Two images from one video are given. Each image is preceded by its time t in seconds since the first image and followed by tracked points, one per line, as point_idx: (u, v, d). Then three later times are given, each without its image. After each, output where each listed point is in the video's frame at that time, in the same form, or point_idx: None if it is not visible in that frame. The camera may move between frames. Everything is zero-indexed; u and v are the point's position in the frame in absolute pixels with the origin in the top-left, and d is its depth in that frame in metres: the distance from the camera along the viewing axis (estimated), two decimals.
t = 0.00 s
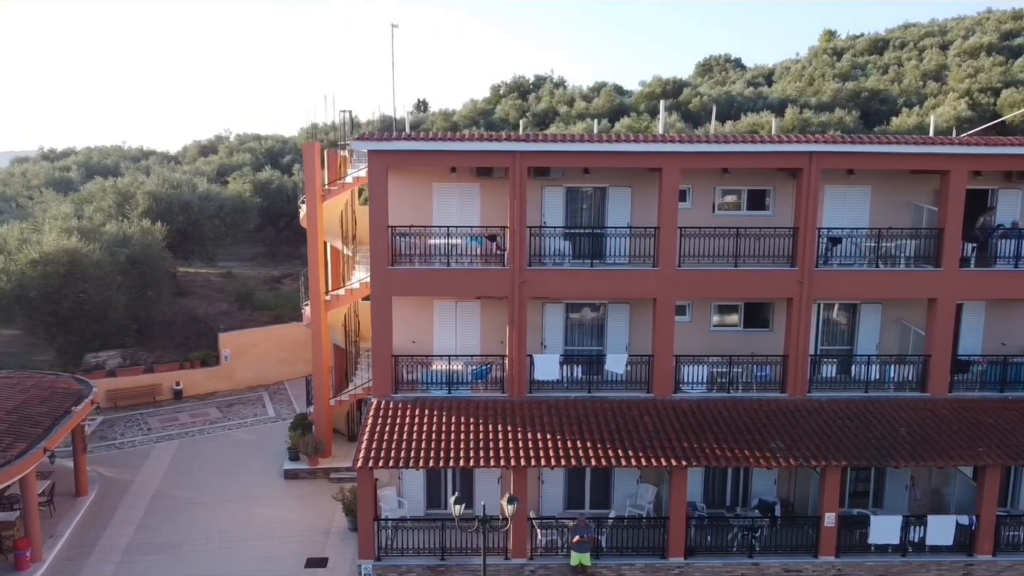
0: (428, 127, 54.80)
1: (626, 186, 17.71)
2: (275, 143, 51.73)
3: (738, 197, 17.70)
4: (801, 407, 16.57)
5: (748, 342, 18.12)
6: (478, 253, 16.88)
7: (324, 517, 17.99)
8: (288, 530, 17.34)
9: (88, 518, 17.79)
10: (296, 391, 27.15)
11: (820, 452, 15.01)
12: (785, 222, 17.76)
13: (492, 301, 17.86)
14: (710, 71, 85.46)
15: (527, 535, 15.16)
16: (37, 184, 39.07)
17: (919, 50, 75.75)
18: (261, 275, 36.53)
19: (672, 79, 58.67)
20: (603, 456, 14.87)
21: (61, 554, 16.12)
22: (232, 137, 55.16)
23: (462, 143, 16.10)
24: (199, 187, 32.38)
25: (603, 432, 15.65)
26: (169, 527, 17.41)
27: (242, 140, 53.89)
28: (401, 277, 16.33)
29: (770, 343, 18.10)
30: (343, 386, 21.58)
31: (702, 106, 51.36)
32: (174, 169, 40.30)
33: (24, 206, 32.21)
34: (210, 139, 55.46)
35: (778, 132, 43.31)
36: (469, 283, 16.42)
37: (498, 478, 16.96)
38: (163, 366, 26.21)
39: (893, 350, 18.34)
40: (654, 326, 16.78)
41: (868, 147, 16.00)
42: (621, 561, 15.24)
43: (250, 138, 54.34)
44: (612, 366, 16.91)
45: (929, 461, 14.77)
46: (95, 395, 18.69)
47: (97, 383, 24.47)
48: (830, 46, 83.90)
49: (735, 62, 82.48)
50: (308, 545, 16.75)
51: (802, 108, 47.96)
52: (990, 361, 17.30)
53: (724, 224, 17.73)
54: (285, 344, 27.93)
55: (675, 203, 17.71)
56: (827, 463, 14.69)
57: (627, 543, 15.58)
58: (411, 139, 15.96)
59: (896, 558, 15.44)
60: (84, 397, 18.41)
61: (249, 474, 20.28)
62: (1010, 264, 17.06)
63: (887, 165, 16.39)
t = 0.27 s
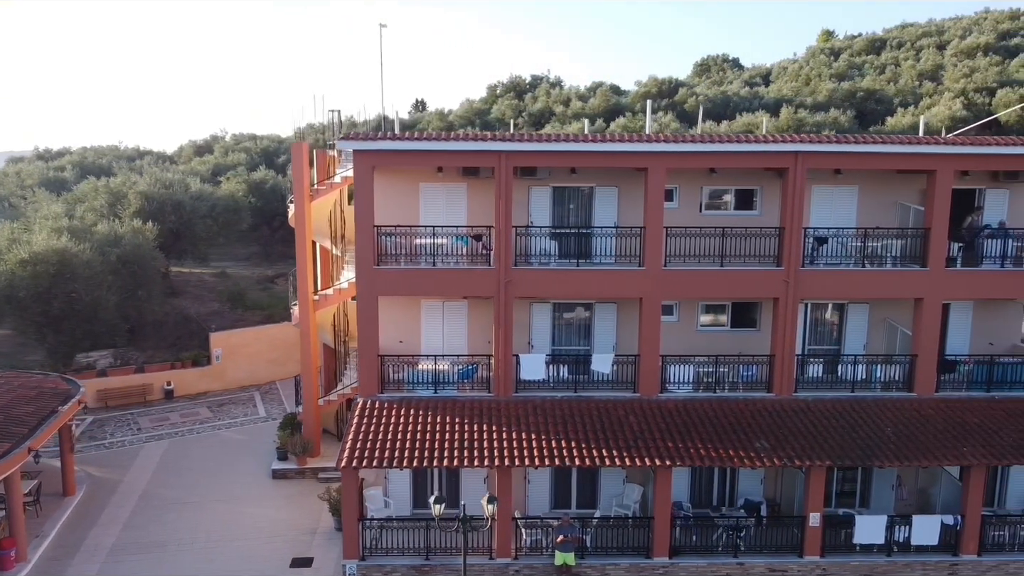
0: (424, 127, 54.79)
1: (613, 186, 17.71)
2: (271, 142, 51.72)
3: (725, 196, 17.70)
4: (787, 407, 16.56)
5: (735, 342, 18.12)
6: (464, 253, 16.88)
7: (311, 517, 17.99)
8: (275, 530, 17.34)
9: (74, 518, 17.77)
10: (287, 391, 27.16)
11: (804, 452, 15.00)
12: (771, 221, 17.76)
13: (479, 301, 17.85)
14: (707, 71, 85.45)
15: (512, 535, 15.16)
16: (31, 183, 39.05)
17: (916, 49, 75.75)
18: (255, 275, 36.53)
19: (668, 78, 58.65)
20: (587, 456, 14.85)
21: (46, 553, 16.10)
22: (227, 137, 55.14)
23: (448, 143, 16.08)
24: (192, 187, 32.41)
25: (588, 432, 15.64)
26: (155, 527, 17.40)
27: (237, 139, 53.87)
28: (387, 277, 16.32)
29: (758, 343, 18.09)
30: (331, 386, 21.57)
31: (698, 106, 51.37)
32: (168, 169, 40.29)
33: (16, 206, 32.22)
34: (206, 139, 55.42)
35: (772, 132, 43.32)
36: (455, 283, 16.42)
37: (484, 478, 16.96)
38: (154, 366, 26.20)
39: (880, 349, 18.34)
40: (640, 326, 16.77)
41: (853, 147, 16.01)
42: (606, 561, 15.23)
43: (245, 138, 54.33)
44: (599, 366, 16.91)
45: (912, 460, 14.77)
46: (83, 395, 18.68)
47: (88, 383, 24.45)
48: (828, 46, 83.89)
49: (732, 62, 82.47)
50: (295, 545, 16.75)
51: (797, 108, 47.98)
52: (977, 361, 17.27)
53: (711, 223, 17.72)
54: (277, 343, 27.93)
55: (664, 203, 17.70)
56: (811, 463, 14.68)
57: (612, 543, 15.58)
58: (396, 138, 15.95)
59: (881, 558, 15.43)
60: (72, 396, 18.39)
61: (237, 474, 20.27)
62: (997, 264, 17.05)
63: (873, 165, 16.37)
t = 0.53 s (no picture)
0: (419, 127, 54.77)
1: (599, 186, 17.71)
2: (266, 142, 51.69)
3: (712, 196, 17.70)
4: (773, 407, 16.55)
5: (722, 341, 18.12)
6: (451, 253, 16.90)
7: (298, 517, 17.98)
8: (261, 530, 17.33)
9: (61, 518, 17.74)
10: (278, 391, 27.15)
11: (789, 452, 14.98)
12: (758, 221, 17.76)
13: (465, 301, 17.85)
14: (705, 71, 85.42)
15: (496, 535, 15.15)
16: (24, 183, 39.03)
17: (912, 49, 75.74)
18: (248, 275, 36.53)
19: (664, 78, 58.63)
20: (571, 456, 14.83)
21: (31, 554, 16.07)
22: (223, 137, 55.12)
23: (433, 143, 16.07)
24: (184, 187, 32.43)
25: (574, 431, 15.62)
26: (141, 527, 17.38)
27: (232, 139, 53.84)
28: (372, 277, 16.31)
29: (745, 343, 18.09)
30: (320, 386, 21.57)
31: (693, 106, 51.36)
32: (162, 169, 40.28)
33: (9, 205, 32.22)
34: (201, 139, 55.38)
35: (767, 132, 43.30)
36: (441, 282, 16.42)
37: (471, 478, 16.96)
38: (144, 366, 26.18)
39: (867, 349, 18.34)
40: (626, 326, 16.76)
41: (839, 147, 15.99)
42: (590, 561, 15.24)
43: (241, 138, 54.31)
44: (585, 365, 16.92)
45: (897, 460, 14.75)
46: (71, 395, 18.64)
47: (78, 383, 24.43)
48: (825, 46, 83.87)
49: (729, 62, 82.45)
50: (280, 545, 16.74)
51: (792, 108, 47.97)
52: (963, 361, 17.26)
53: (698, 223, 17.72)
54: (268, 343, 27.93)
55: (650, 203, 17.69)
56: (796, 463, 14.66)
57: (597, 543, 15.57)
58: (382, 138, 15.95)
59: (866, 558, 15.42)
60: (59, 396, 18.36)
61: (225, 474, 20.26)
62: (982, 264, 17.06)
63: (859, 165, 16.36)
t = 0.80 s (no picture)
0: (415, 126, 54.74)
1: (586, 186, 17.71)
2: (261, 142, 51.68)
3: (698, 196, 17.69)
4: (758, 407, 16.53)
5: (710, 341, 18.12)
6: (436, 253, 16.89)
7: (284, 518, 17.98)
8: (247, 530, 17.33)
9: (47, 518, 17.74)
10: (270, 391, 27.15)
11: (773, 452, 14.95)
12: (745, 221, 17.77)
13: (452, 301, 17.85)
14: (702, 71, 85.37)
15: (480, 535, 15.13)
16: (18, 183, 39.04)
17: (910, 49, 75.68)
18: (242, 275, 36.53)
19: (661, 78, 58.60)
20: (555, 456, 14.79)
21: (16, 554, 16.08)
22: (218, 137, 55.11)
23: (418, 143, 16.04)
24: (177, 187, 32.47)
25: (558, 431, 15.59)
26: (127, 527, 17.38)
27: (228, 139, 53.82)
28: (357, 276, 16.30)
29: (732, 343, 18.09)
30: (309, 386, 21.57)
31: (689, 106, 51.33)
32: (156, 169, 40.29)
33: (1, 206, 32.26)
34: (197, 139, 55.36)
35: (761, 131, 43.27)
36: (426, 282, 16.40)
37: (457, 478, 16.96)
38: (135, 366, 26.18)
39: (854, 349, 18.33)
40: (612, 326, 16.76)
41: (824, 147, 16.00)
42: (575, 561, 15.22)
43: (236, 138, 54.30)
44: (571, 365, 16.90)
45: (881, 461, 14.72)
46: (58, 395, 18.63)
47: (68, 383, 24.43)
48: (823, 45, 83.81)
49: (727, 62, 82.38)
50: (266, 545, 16.73)
51: (788, 108, 47.94)
52: (949, 360, 17.26)
53: (685, 223, 17.73)
54: (259, 343, 27.93)
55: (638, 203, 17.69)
56: (779, 463, 14.62)
57: (582, 543, 15.57)
58: (366, 138, 15.94)
59: (850, 558, 15.42)
60: (46, 396, 18.35)
61: (213, 474, 20.25)
62: (969, 264, 17.05)
63: (844, 165, 16.34)
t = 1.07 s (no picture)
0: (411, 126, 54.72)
1: (572, 185, 17.70)
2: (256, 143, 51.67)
3: (684, 196, 17.69)
4: (744, 407, 16.53)
5: (696, 341, 18.11)
6: (422, 253, 16.90)
7: (271, 518, 17.97)
8: (233, 530, 17.32)
9: (33, 518, 17.72)
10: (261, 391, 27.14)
11: (757, 452, 14.94)
12: (731, 221, 17.76)
13: (438, 301, 17.85)
14: (700, 71, 85.34)
15: (464, 535, 15.12)
16: (11, 183, 39.02)
17: (906, 49, 75.64)
18: (235, 275, 36.52)
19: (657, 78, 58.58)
20: (538, 455, 14.78)
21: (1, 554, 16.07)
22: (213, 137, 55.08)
23: (403, 143, 16.03)
24: (169, 187, 32.48)
25: (543, 431, 15.58)
26: (113, 527, 17.37)
27: (223, 139, 53.81)
28: (343, 276, 16.30)
29: (719, 343, 18.08)
30: (298, 386, 21.57)
31: (684, 106, 51.29)
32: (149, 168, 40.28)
33: None
34: (193, 139, 55.35)
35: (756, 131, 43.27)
36: (411, 282, 16.39)
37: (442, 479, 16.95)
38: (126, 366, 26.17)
39: (842, 349, 18.33)
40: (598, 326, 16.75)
41: (809, 146, 16.00)
42: (559, 561, 15.22)
43: (232, 138, 54.28)
44: (557, 365, 16.90)
45: (865, 460, 14.71)
46: (45, 395, 18.60)
47: (58, 383, 24.41)
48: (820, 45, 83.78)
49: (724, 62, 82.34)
50: (251, 545, 16.72)
51: (782, 108, 47.91)
52: (935, 360, 17.26)
53: (671, 223, 17.72)
54: (251, 343, 27.92)
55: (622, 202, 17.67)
56: (763, 463, 14.61)
57: (567, 543, 15.56)
58: (351, 138, 15.94)
59: (835, 558, 15.41)
60: (33, 396, 18.31)
61: (201, 474, 20.24)
62: (954, 264, 17.07)
63: (829, 164, 16.34)
